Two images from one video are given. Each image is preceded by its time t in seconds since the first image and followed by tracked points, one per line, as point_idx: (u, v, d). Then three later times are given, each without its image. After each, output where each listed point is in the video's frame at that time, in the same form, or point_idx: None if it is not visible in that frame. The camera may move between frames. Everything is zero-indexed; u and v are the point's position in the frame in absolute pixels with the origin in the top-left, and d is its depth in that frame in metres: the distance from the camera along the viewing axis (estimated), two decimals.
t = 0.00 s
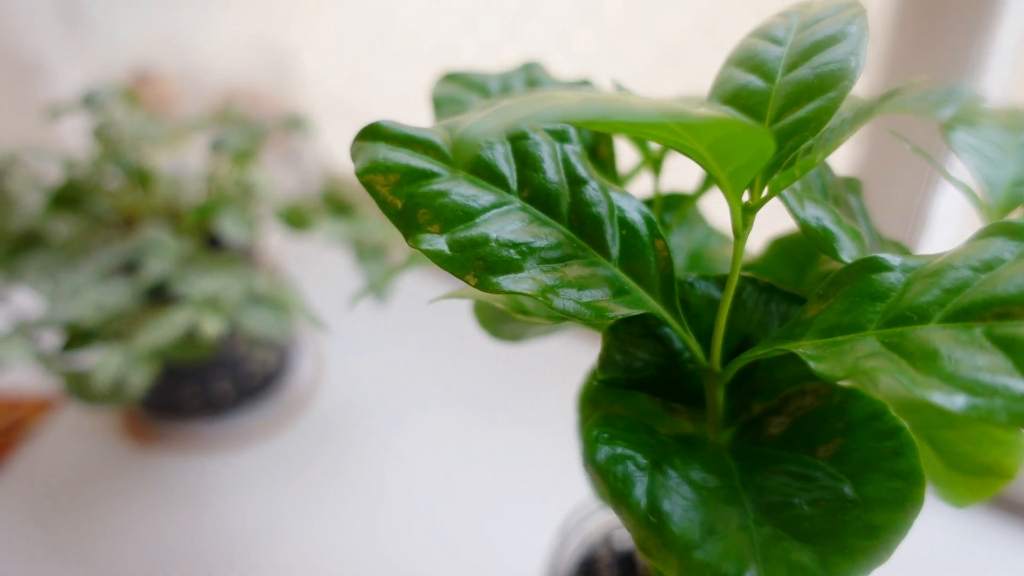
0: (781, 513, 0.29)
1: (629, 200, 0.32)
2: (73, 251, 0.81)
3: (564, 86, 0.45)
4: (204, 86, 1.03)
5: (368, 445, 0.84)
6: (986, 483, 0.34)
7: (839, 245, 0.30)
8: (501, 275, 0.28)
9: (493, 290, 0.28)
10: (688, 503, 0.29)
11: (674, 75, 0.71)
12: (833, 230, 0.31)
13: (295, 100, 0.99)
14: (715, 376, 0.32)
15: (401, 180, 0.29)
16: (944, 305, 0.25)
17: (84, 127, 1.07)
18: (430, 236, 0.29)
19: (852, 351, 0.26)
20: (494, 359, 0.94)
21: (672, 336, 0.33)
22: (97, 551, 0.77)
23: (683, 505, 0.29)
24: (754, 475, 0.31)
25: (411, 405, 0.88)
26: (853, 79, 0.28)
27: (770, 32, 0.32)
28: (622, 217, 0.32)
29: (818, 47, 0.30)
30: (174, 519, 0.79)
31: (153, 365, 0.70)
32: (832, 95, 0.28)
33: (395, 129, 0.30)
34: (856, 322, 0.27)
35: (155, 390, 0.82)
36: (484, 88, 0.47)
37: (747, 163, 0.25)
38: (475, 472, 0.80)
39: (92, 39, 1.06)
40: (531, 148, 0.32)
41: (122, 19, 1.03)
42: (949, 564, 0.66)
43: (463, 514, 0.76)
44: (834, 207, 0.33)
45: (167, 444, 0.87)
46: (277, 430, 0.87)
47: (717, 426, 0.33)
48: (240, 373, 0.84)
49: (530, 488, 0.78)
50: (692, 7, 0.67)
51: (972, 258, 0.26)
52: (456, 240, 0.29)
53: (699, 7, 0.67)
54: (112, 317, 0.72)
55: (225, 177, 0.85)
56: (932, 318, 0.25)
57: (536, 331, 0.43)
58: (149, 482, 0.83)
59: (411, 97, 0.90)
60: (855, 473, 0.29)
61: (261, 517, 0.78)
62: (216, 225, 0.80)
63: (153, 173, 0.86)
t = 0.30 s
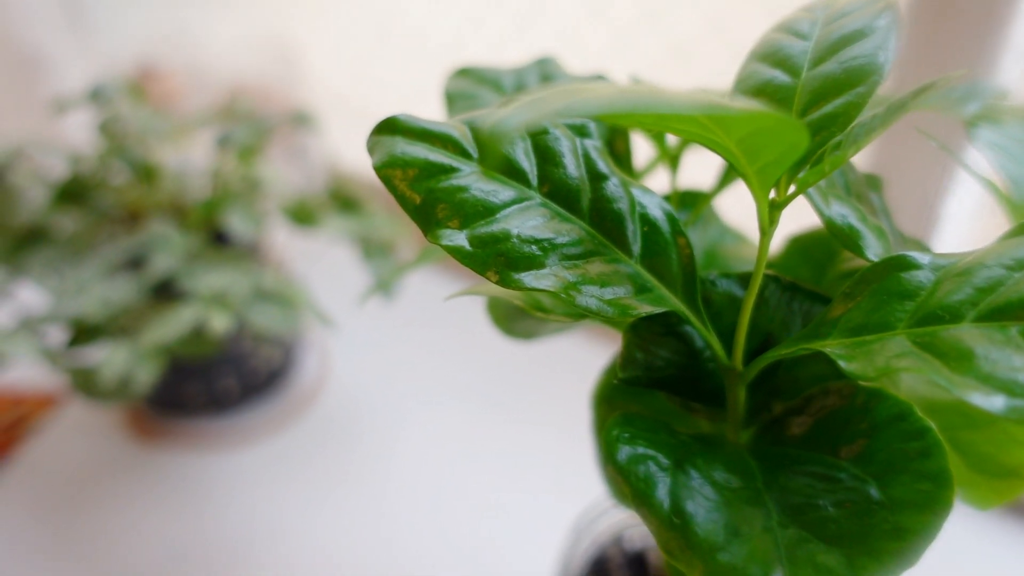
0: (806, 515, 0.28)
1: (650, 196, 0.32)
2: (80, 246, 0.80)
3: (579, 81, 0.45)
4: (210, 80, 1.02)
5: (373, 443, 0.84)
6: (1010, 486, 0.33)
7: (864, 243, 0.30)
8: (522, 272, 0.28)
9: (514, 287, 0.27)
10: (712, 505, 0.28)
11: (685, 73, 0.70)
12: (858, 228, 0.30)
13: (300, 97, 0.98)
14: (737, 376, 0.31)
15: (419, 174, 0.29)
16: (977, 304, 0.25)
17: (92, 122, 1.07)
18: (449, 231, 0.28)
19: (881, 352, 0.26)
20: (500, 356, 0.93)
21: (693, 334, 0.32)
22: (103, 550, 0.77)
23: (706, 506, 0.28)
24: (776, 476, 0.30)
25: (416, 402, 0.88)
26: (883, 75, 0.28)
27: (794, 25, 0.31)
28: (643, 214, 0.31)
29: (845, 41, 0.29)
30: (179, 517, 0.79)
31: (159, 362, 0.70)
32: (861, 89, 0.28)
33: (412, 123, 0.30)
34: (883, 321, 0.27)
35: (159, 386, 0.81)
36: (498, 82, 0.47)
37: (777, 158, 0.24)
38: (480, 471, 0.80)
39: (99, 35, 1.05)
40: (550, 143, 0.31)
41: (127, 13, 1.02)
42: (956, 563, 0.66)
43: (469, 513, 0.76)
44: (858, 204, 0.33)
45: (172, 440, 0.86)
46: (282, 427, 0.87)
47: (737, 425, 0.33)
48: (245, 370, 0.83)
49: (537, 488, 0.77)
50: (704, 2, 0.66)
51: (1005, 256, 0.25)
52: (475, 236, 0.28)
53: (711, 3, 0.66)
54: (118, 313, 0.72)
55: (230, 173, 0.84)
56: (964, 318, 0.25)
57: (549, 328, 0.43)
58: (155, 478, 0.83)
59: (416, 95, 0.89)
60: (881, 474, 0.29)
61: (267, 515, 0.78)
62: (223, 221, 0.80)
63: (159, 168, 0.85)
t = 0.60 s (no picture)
0: (847, 524, 0.28)
1: (684, 196, 0.31)
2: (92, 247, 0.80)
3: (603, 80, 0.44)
4: (221, 78, 1.01)
5: (385, 444, 0.83)
6: None
7: (904, 245, 0.29)
8: (556, 274, 0.27)
9: (548, 290, 0.27)
10: (750, 513, 0.28)
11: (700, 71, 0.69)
12: (898, 229, 0.30)
13: (311, 95, 0.97)
14: (773, 381, 0.31)
15: (450, 174, 0.28)
16: None
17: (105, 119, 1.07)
18: (481, 232, 0.28)
19: (930, 356, 0.25)
20: (512, 355, 0.93)
21: (727, 336, 0.31)
22: (116, 551, 0.77)
23: (743, 514, 0.28)
24: (813, 482, 0.30)
25: (428, 402, 0.88)
26: (927, 72, 0.27)
27: (830, 21, 0.31)
28: (677, 215, 0.31)
29: (886, 38, 0.29)
30: (192, 518, 0.79)
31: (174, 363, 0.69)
32: (905, 87, 0.27)
33: (441, 121, 0.29)
34: (929, 325, 0.26)
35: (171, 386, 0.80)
36: (519, 81, 0.46)
37: (823, 158, 0.24)
38: (492, 473, 0.79)
39: (109, 32, 1.04)
40: (582, 142, 0.30)
41: (135, 11, 1.01)
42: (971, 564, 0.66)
43: (482, 515, 0.76)
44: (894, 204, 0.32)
45: (183, 440, 0.86)
46: (294, 426, 0.86)
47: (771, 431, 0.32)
48: (258, 370, 0.83)
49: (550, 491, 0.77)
50: None
51: None
52: (508, 237, 0.28)
53: None
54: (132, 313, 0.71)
55: (242, 174, 0.84)
56: (1015, 321, 0.25)
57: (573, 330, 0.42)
58: (167, 479, 0.83)
59: (425, 94, 0.88)
60: (923, 481, 0.28)
61: (281, 516, 0.78)
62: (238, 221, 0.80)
63: (170, 167, 0.85)
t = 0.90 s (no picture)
0: (893, 535, 0.27)
1: (723, 198, 0.30)
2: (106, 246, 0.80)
3: (630, 81, 0.43)
4: (230, 75, 1.01)
5: (398, 446, 0.83)
6: None
7: (952, 249, 0.28)
8: (597, 278, 0.26)
9: (589, 294, 0.26)
10: (793, 523, 0.27)
11: (718, 71, 0.67)
12: (945, 233, 0.29)
13: (321, 93, 0.96)
14: (815, 388, 0.30)
15: (484, 175, 0.28)
16: None
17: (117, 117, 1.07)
18: (518, 235, 0.27)
19: (988, 367, 0.25)
20: (525, 356, 0.92)
21: (767, 341, 0.31)
22: (129, 551, 0.76)
23: (786, 524, 0.27)
24: (856, 492, 0.29)
25: (441, 402, 0.87)
26: (981, 72, 0.26)
27: (876, 18, 0.30)
28: (716, 217, 0.30)
29: (935, 36, 0.28)
30: (205, 518, 0.78)
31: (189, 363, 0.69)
32: (957, 86, 0.27)
33: (473, 121, 0.29)
34: (982, 331, 0.25)
35: (185, 385, 0.79)
36: (544, 80, 0.45)
37: (878, 159, 0.23)
38: (506, 475, 0.79)
39: (117, 29, 1.03)
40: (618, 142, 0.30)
41: (143, 9, 1.00)
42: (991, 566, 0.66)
43: (496, 517, 0.75)
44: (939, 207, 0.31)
45: (196, 439, 0.86)
46: (308, 426, 0.86)
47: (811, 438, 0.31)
48: (271, 371, 0.82)
49: (565, 494, 0.77)
50: None
51: None
52: (546, 240, 0.27)
53: None
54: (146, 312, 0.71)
55: (256, 173, 0.83)
56: None
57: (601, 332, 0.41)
58: (180, 478, 0.82)
59: (436, 93, 0.87)
60: (971, 491, 0.27)
61: (296, 516, 0.77)
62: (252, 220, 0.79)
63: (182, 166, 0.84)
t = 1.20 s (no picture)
0: (944, 541, 0.26)
1: (765, 193, 0.30)
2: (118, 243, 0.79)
3: (659, 74, 0.42)
4: (241, 71, 1.00)
5: (411, 445, 0.82)
6: None
7: (1004, 246, 0.28)
8: (640, 275, 0.26)
9: (632, 291, 0.25)
10: (839, 527, 0.26)
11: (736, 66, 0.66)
12: (996, 230, 0.28)
13: (334, 89, 0.95)
14: (859, 389, 0.29)
15: (521, 168, 0.27)
16: None
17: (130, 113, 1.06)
18: (556, 230, 0.26)
19: None
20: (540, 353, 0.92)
21: (809, 340, 0.30)
22: (141, 548, 0.76)
23: (832, 528, 0.26)
24: (901, 495, 0.28)
25: (453, 401, 0.87)
26: None
27: (926, 7, 0.30)
28: (758, 213, 0.29)
29: (989, 26, 0.28)
30: (218, 517, 0.78)
31: (203, 360, 0.68)
32: (1015, 77, 0.26)
33: (508, 114, 0.28)
34: None
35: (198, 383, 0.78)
36: (571, 73, 0.45)
37: (937, 154, 0.22)
38: (521, 474, 0.78)
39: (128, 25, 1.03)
40: (657, 135, 0.29)
41: (155, 2, 0.99)
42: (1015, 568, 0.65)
43: (511, 517, 0.75)
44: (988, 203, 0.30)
45: (208, 437, 0.85)
46: (321, 424, 0.85)
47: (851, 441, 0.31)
48: (284, 368, 0.81)
49: (581, 493, 0.76)
50: None
51: None
52: (585, 235, 0.26)
53: None
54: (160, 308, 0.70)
55: (269, 169, 0.83)
56: None
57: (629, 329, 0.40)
58: (192, 476, 0.82)
59: (449, 88, 0.85)
60: None
61: (310, 514, 0.77)
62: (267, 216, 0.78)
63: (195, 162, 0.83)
